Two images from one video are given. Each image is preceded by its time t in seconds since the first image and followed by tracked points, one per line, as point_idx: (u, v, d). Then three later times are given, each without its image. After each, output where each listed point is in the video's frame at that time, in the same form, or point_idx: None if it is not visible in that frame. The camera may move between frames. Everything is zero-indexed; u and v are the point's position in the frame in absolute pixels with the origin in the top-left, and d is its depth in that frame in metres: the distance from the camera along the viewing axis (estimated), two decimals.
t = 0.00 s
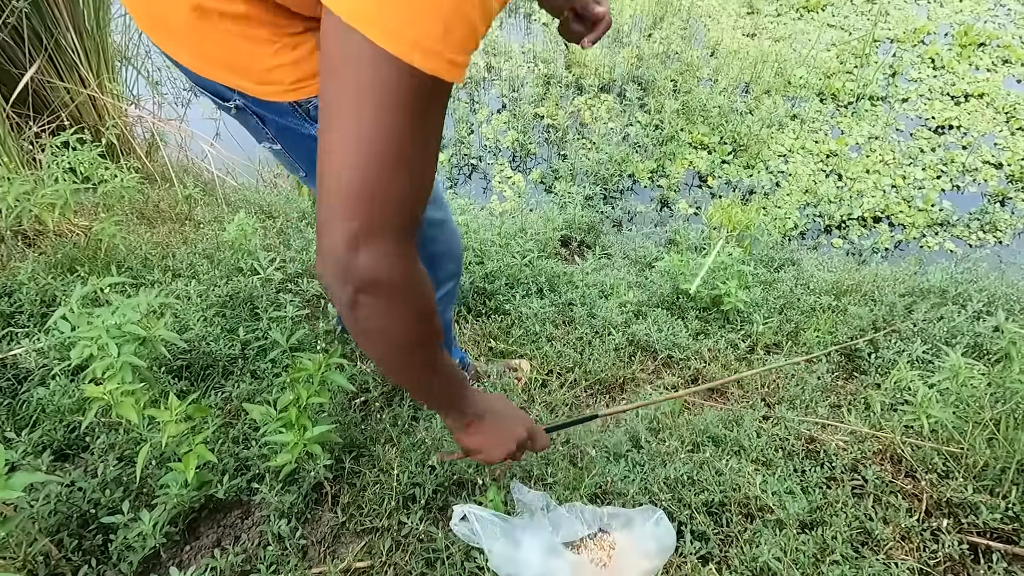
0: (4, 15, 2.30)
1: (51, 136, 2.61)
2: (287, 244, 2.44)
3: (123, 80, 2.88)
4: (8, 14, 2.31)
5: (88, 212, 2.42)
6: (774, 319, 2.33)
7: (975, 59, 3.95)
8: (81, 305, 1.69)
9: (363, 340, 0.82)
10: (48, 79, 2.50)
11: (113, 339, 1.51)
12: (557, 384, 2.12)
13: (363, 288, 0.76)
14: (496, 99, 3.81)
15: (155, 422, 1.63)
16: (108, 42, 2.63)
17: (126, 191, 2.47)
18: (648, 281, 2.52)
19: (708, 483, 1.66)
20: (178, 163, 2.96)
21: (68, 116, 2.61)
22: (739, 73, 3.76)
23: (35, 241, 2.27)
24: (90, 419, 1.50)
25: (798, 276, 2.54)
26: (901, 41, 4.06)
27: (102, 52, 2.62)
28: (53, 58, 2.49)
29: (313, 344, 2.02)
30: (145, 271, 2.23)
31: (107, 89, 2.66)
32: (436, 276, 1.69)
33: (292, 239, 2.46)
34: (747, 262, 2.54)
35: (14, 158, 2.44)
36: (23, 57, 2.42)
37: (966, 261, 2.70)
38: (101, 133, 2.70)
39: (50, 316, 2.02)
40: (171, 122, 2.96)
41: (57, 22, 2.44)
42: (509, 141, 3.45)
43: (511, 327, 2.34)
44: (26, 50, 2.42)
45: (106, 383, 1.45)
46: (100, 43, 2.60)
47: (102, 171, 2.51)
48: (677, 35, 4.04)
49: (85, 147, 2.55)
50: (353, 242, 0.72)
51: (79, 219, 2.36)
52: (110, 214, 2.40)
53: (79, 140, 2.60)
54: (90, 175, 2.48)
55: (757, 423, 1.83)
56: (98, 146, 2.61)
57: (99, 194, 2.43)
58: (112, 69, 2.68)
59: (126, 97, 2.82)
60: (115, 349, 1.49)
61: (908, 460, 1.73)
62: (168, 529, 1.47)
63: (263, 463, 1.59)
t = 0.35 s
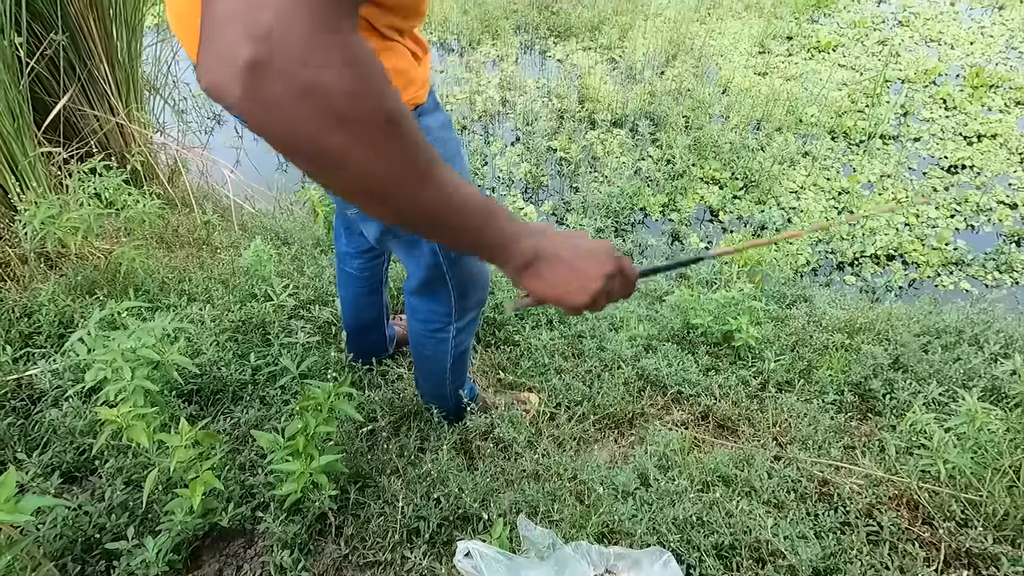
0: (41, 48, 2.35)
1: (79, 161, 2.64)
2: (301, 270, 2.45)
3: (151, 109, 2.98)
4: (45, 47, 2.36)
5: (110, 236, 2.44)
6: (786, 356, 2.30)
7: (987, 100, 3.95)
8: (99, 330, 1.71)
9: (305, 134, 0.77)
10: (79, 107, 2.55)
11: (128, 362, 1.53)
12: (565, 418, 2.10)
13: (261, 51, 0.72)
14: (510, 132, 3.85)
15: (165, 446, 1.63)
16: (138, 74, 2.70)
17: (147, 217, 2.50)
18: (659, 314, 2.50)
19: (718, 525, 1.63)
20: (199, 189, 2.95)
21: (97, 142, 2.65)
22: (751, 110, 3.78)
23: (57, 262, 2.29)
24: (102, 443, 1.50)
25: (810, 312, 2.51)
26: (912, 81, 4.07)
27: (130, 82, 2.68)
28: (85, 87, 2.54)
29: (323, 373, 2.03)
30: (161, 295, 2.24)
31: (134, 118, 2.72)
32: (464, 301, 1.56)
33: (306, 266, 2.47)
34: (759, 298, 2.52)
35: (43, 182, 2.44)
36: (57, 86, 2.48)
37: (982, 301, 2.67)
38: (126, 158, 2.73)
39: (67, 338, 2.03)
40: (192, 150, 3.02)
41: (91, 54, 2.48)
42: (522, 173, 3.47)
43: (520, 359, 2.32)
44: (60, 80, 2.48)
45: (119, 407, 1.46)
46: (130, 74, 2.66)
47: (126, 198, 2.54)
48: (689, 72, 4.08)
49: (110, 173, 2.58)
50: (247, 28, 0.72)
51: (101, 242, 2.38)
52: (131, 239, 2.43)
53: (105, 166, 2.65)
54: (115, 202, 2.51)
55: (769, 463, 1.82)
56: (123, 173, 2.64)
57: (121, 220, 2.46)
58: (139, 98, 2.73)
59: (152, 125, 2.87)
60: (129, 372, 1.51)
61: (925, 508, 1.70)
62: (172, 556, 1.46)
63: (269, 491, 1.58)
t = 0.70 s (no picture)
0: (81, 88, 2.44)
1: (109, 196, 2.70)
2: (316, 304, 2.47)
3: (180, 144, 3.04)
4: (85, 87, 2.45)
5: (134, 266, 2.47)
6: (799, 400, 2.28)
7: (999, 148, 3.97)
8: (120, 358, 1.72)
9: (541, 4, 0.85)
10: (112, 143, 2.61)
11: (147, 392, 1.55)
12: (574, 458, 2.08)
13: None
14: (524, 171, 3.90)
15: (178, 476, 1.63)
16: (169, 110, 2.75)
17: (171, 249, 2.50)
18: (670, 355, 2.49)
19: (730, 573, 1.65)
20: (220, 222, 3.00)
21: (127, 177, 2.70)
22: (762, 154, 3.81)
23: (82, 290, 2.34)
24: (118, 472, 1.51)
25: (823, 356, 2.49)
26: (923, 128, 4.09)
27: (161, 119, 2.73)
28: (120, 126, 2.60)
29: (335, 407, 2.03)
30: (180, 325, 2.27)
31: (164, 154, 2.77)
32: (489, 328, 1.58)
33: (322, 299, 2.49)
34: (771, 341, 2.51)
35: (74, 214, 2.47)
36: (94, 124, 2.55)
37: (997, 348, 2.65)
38: (154, 193, 2.78)
39: (87, 365, 2.06)
40: (217, 185, 3.04)
41: (127, 93, 2.55)
42: (535, 211, 3.50)
43: (530, 397, 2.32)
44: (97, 118, 2.55)
45: (137, 436, 1.47)
46: (162, 111, 2.72)
47: (151, 230, 2.54)
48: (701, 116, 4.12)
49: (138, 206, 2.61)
50: None
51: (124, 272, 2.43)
52: (154, 270, 2.47)
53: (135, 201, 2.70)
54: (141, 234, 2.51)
55: (782, 511, 1.82)
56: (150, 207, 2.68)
57: (147, 251, 2.46)
58: (168, 133, 2.78)
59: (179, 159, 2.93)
60: (148, 402, 1.52)
61: (944, 561, 1.72)
62: None
63: (277, 525, 1.58)
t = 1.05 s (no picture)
0: (98, 114, 2.45)
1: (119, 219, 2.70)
2: (321, 327, 2.46)
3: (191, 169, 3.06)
4: (102, 113, 2.45)
5: (142, 288, 2.47)
6: (807, 430, 2.24)
7: (1002, 177, 3.96)
8: (125, 380, 1.70)
9: None
10: (126, 168, 2.62)
11: (151, 414, 1.53)
12: (578, 487, 2.04)
13: None
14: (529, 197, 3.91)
15: (178, 501, 1.61)
16: (182, 135, 2.78)
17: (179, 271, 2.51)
18: (675, 382, 2.46)
19: None
20: (228, 246, 3.01)
21: (139, 201, 2.71)
22: (766, 182, 3.81)
23: (90, 312, 2.33)
24: (119, 495, 1.48)
25: (830, 385, 2.46)
26: (925, 158, 4.09)
27: (175, 144, 2.76)
28: (134, 151, 2.62)
29: (337, 431, 2.01)
30: (185, 346, 2.26)
31: (175, 178, 2.79)
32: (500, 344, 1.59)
33: (327, 323, 2.48)
34: (778, 369, 2.48)
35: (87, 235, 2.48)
36: (108, 148, 2.55)
37: (1007, 378, 2.61)
38: (164, 216, 2.79)
39: (92, 387, 2.04)
40: (227, 210, 3.05)
41: (142, 119, 2.57)
42: (539, 237, 3.50)
43: (534, 423, 2.29)
44: (112, 144, 2.55)
45: (139, 459, 1.44)
46: (175, 137, 2.75)
47: (161, 253, 2.55)
48: (705, 144, 4.13)
49: (149, 229, 2.62)
50: None
51: (132, 294, 2.43)
52: (162, 292, 2.47)
53: (146, 224, 2.70)
54: (150, 256, 2.51)
55: (790, 544, 1.80)
56: (161, 230, 2.69)
57: (156, 272, 2.47)
58: (180, 158, 2.80)
59: (190, 183, 2.94)
60: (151, 424, 1.51)
61: None
62: None
63: (277, 551, 1.55)
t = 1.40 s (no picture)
0: (110, 133, 2.47)
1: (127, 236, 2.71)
2: (324, 346, 2.46)
3: (199, 187, 3.08)
4: (114, 133, 2.48)
5: (148, 306, 2.48)
6: (812, 453, 2.22)
7: (1004, 200, 3.97)
8: (130, 397, 1.69)
9: None
10: (135, 186, 2.63)
11: (155, 432, 1.53)
12: (581, 509, 2.02)
13: None
14: (532, 217, 3.92)
15: (181, 520, 1.60)
16: (191, 155, 2.80)
17: (185, 289, 2.51)
18: (678, 403, 2.44)
19: None
20: (234, 263, 3.02)
21: (146, 219, 2.72)
22: (768, 204, 3.82)
23: (96, 329, 2.34)
24: (122, 514, 1.47)
25: (835, 407, 2.44)
26: (927, 181, 4.10)
27: (184, 163, 2.79)
28: (144, 170, 2.64)
29: (340, 451, 2.00)
30: (190, 364, 2.26)
31: (183, 197, 2.81)
32: (490, 351, 1.58)
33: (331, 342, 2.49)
34: (782, 391, 2.46)
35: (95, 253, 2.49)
36: (119, 167, 2.57)
37: (1013, 402, 2.59)
38: (171, 234, 2.81)
39: (96, 404, 2.04)
40: (233, 228, 3.06)
41: (153, 139, 2.59)
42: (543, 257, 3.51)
43: (537, 444, 2.27)
44: (123, 163, 2.57)
45: (143, 477, 1.44)
46: (184, 156, 2.77)
47: (168, 270, 2.55)
48: (707, 166, 4.15)
49: (156, 247, 2.63)
50: None
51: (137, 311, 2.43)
52: (168, 309, 2.47)
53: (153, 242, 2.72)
54: (157, 273, 2.52)
55: (795, 569, 1.80)
56: (167, 248, 2.70)
57: (163, 290, 2.48)
58: (188, 176, 2.83)
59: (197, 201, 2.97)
60: (156, 442, 1.50)
61: None
62: None
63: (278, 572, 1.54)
